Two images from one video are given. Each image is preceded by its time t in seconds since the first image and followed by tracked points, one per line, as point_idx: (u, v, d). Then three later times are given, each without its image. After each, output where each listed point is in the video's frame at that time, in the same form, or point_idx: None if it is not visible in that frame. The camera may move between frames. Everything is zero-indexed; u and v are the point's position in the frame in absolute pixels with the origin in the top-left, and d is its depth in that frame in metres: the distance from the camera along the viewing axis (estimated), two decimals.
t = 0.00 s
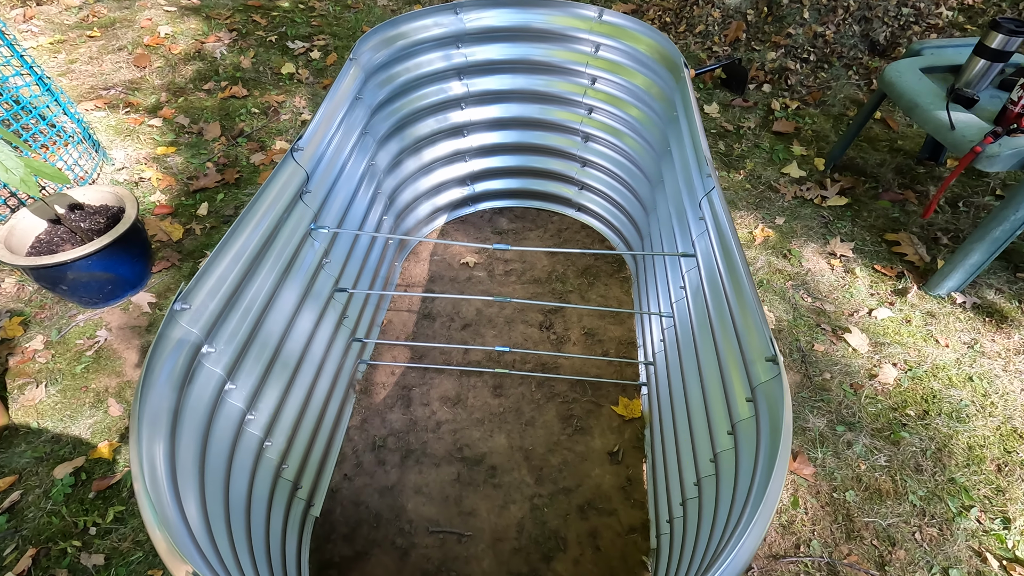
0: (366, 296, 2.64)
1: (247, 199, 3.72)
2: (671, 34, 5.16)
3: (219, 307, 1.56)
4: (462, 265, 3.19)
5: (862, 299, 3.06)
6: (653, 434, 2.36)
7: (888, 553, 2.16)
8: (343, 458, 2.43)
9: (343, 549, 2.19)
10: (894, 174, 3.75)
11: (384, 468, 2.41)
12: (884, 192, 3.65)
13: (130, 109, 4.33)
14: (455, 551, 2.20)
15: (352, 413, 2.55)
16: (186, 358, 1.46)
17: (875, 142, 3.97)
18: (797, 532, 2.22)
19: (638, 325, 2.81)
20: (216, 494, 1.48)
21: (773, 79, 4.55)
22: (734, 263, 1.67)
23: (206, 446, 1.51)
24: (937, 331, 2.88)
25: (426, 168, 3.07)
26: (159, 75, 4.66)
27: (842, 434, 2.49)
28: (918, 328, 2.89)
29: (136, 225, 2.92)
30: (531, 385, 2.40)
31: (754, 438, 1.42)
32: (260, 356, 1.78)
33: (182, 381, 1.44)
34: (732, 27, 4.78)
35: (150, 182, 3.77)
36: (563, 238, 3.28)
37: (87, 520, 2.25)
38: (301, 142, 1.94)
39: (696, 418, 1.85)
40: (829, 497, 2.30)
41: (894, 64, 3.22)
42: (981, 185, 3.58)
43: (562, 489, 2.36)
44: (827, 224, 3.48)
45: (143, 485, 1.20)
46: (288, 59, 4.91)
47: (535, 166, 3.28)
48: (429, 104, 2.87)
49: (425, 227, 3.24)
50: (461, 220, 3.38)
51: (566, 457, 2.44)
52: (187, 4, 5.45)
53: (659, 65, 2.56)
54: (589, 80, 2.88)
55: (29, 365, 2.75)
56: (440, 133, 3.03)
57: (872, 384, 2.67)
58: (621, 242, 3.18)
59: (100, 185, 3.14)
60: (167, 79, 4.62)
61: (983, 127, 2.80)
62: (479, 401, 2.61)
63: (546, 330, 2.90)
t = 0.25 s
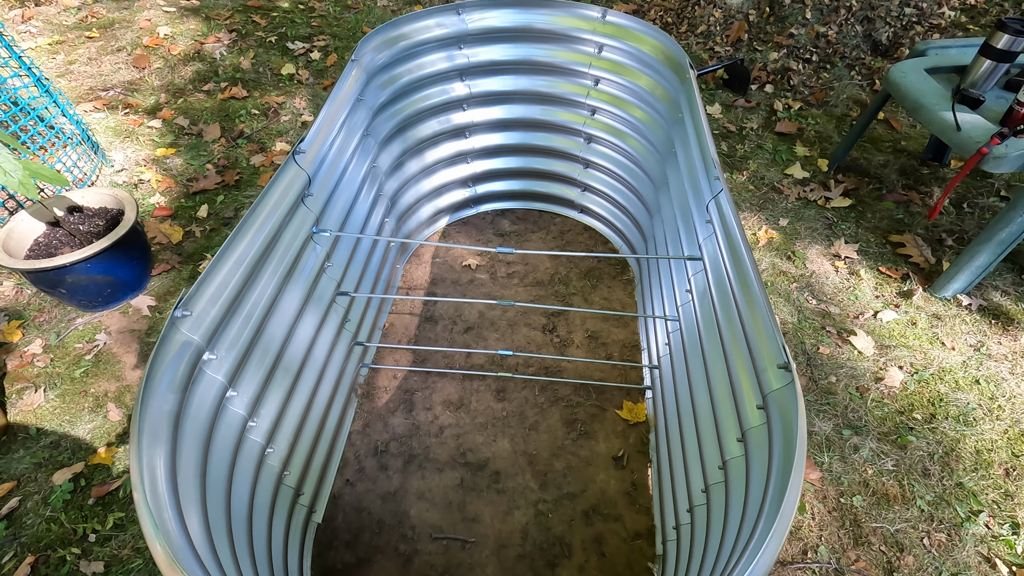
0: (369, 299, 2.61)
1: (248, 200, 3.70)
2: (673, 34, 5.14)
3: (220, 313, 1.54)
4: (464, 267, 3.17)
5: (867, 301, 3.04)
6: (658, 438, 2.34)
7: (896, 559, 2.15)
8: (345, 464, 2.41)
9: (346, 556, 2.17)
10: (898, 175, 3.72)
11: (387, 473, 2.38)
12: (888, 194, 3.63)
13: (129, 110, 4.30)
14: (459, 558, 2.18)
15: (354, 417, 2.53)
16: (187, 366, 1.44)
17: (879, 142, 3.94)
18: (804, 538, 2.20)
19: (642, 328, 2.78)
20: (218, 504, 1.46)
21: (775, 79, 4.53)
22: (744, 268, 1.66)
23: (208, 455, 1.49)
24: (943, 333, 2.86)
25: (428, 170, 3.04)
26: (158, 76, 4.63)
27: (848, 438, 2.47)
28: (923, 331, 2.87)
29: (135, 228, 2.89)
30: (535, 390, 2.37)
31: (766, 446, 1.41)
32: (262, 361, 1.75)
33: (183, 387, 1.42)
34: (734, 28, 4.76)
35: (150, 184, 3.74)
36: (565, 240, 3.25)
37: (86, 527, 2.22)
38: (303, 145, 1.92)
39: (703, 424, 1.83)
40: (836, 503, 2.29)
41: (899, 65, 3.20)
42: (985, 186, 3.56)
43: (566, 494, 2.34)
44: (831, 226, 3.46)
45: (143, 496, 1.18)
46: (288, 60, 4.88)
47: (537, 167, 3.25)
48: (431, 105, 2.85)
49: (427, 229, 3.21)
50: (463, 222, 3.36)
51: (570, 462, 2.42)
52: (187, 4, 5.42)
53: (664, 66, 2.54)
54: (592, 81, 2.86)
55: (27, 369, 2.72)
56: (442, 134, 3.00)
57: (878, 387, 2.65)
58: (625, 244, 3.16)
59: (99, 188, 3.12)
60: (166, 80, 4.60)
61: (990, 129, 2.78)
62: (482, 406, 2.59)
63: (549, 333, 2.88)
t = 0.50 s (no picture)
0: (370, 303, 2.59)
1: (247, 203, 3.67)
2: (675, 35, 5.12)
3: (219, 322, 1.52)
4: (466, 270, 3.15)
5: (872, 305, 3.02)
6: (662, 444, 2.32)
7: (903, 566, 2.13)
8: (346, 470, 2.39)
9: (347, 564, 2.14)
10: (902, 177, 3.70)
11: (389, 480, 2.36)
12: (892, 196, 3.60)
13: (128, 112, 4.27)
14: (462, 565, 2.16)
15: (354, 423, 2.51)
16: (186, 377, 1.42)
17: (882, 144, 3.92)
18: (810, 545, 2.18)
19: (646, 332, 2.76)
20: (218, 516, 1.45)
21: (778, 80, 4.51)
22: (752, 276, 1.64)
23: (208, 466, 1.47)
24: (948, 337, 2.84)
25: (429, 172, 3.02)
26: (157, 77, 4.60)
27: (854, 444, 2.45)
28: (928, 335, 2.85)
29: (135, 231, 2.87)
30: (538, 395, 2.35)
31: (776, 458, 1.39)
32: (262, 369, 1.73)
33: (182, 399, 1.40)
34: (736, 29, 4.74)
35: (149, 187, 3.71)
36: (568, 243, 3.23)
37: (85, 535, 2.20)
38: (304, 149, 1.90)
39: (708, 432, 1.81)
40: (842, 509, 2.27)
41: (903, 66, 3.17)
42: (989, 188, 3.54)
43: (569, 501, 2.32)
44: (834, 228, 3.44)
45: (141, 514, 1.16)
46: (288, 61, 4.86)
47: (539, 169, 3.23)
48: (432, 108, 2.83)
49: (428, 232, 3.19)
50: (464, 224, 3.34)
51: (573, 468, 2.40)
52: (186, 5, 5.39)
53: (668, 69, 2.51)
54: (595, 83, 2.84)
55: (25, 374, 2.70)
56: (443, 137, 2.98)
57: (884, 392, 2.63)
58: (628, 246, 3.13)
59: (98, 189, 3.08)
60: (165, 82, 4.57)
61: (996, 131, 2.76)
62: (484, 411, 2.57)
63: (552, 337, 2.85)
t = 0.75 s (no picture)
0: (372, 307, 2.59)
1: (249, 206, 3.67)
2: (677, 37, 5.11)
3: (223, 332, 1.52)
4: (468, 274, 3.14)
5: (875, 309, 3.01)
6: (665, 450, 2.31)
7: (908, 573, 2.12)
8: (349, 475, 2.38)
9: (350, 570, 2.14)
10: (905, 180, 3.69)
11: (392, 486, 2.36)
12: (895, 199, 3.59)
13: (129, 114, 4.27)
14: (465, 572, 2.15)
15: (357, 428, 2.50)
16: (191, 387, 1.42)
17: (885, 147, 3.91)
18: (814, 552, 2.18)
19: (649, 337, 2.75)
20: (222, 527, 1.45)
21: (780, 83, 4.50)
22: (757, 284, 1.63)
23: (212, 476, 1.47)
24: (952, 342, 2.83)
25: (431, 176, 3.02)
26: (159, 80, 4.60)
27: (858, 450, 2.45)
28: (932, 339, 2.84)
29: (137, 236, 2.86)
30: (541, 402, 2.34)
31: (784, 470, 1.39)
32: (266, 377, 1.73)
33: (187, 410, 1.40)
34: (738, 31, 4.73)
35: (151, 190, 3.71)
36: (570, 247, 3.23)
37: (87, 541, 2.20)
38: (308, 156, 1.89)
39: (713, 440, 1.81)
40: (846, 516, 2.27)
41: (907, 70, 3.16)
42: (993, 192, 3.53)
43: (573, 507, 2.31)
44: (837, 232, 3.43)
45: (146, 528, 1.16)
46: (289, 63, 4.85)
47: (541, 173, 3.23)
48: (435, 112, 2.82)
49: (430, 236, 3.19)
50: (466, 228, 3.33)
51: (577, 474, 2.39)
52: (187, 7, 5.38)
53: (672, 74, 2.51)
54: (598, 87, 2.83)
55: (27, 379, 2.69)
56: (446, 141, 2.97)
57: (887, 397, 2.62)
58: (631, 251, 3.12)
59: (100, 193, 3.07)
60: (167, 84, 4.56)
61: (1001, 135, 2.75)
62: (487, 416, 2.56)
63: (554, 342, 2.85)
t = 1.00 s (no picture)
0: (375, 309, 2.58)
1: (250, 208, 3.66)
2: (678, 37, 5.10)
3: (226, 335, 1.51)
4: (470, 276, 3.14)
5: (878, 311, 3.00)
6: (668, 453, 2.30)
7: None
8: (351, 478, 2.38)
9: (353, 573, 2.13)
10: (908, 181, 3.68)
11: (394, 489, 2.35)
12: (898, 201, 3.59)
13: (131, 115, 4.26)
14: None
15: (359, 430, 2.50)
16: (194, 391, 1.41)
17: (887, 148, 3.90)
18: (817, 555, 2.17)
19: (651, 339, 2.74)
20: (224, 531, 1.44)
21: (782, 84, 4.50)
22: (762, 288, 1.63)
23: (215, 480, 1.46)
24: (955, 344, 2.82)
25: (433, 177, 3.01)
26: (160, 80, 4.59)
27: (861, 453, 2.44)
28: (935, 342, 2.83)
29: (138, 237, 2.86)
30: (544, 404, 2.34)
31: (790, 476, 1.39)
32: (268, 380, 1.72)
33: (190, 414, 1.39)
34: (740, 31, 4.72)
35: (152, 191, 3.70)
36: (572, 248, 3.22)
37: (89, 544, 2.20)
38: (310, 158, 1.89)
39: (716, 443, 1.80)
40: (849, 519, 2.26)
41: (910, 71, 3.15)
42: (995, 194, 3.52)
43: (575, 510, 2.31)
44: (840, 233, 3.42)
45: (150, 535, 1.15)
46: (290, 64, 4.85)
47: (543, 175, 3.22)
48: (437, 113, 2.82)
49: (432, 237, 3.18)
50: (468, 229, 3.33)
51: (579, 477, 2.39)
52: (189, 7, 5.38)
53: (675, 76, 2.50)
54: (600, 88, 2.83)
55: (29, 380, 2.69)
56: (448, 142, 2.97)
57: (891, 400, 2.62)
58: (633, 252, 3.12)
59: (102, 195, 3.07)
60: (168, 85, 4.56)
61: (1004, 137, 2.74)
62: (489, 418, 2.56)
63: (556, 344, 2.84)
